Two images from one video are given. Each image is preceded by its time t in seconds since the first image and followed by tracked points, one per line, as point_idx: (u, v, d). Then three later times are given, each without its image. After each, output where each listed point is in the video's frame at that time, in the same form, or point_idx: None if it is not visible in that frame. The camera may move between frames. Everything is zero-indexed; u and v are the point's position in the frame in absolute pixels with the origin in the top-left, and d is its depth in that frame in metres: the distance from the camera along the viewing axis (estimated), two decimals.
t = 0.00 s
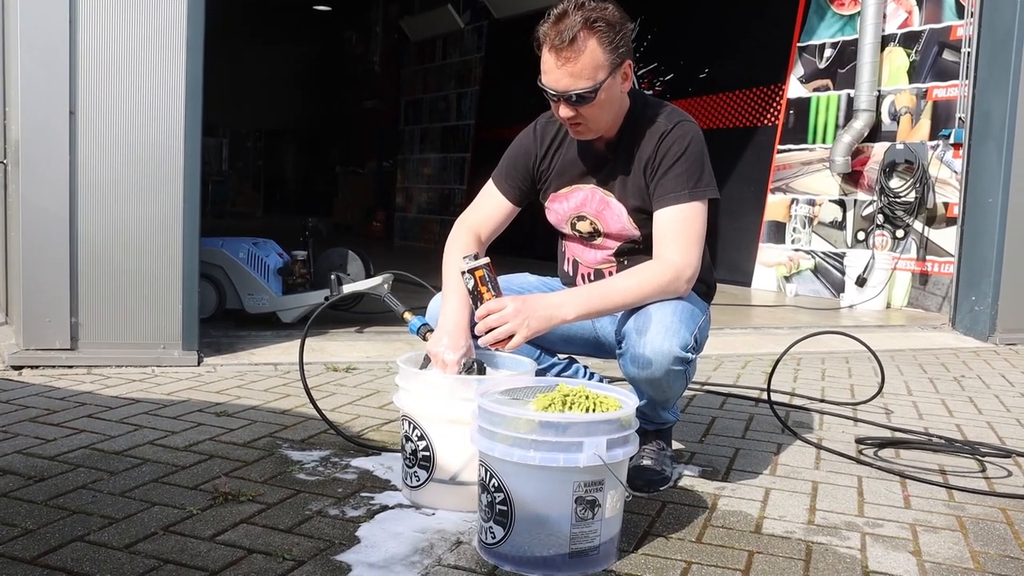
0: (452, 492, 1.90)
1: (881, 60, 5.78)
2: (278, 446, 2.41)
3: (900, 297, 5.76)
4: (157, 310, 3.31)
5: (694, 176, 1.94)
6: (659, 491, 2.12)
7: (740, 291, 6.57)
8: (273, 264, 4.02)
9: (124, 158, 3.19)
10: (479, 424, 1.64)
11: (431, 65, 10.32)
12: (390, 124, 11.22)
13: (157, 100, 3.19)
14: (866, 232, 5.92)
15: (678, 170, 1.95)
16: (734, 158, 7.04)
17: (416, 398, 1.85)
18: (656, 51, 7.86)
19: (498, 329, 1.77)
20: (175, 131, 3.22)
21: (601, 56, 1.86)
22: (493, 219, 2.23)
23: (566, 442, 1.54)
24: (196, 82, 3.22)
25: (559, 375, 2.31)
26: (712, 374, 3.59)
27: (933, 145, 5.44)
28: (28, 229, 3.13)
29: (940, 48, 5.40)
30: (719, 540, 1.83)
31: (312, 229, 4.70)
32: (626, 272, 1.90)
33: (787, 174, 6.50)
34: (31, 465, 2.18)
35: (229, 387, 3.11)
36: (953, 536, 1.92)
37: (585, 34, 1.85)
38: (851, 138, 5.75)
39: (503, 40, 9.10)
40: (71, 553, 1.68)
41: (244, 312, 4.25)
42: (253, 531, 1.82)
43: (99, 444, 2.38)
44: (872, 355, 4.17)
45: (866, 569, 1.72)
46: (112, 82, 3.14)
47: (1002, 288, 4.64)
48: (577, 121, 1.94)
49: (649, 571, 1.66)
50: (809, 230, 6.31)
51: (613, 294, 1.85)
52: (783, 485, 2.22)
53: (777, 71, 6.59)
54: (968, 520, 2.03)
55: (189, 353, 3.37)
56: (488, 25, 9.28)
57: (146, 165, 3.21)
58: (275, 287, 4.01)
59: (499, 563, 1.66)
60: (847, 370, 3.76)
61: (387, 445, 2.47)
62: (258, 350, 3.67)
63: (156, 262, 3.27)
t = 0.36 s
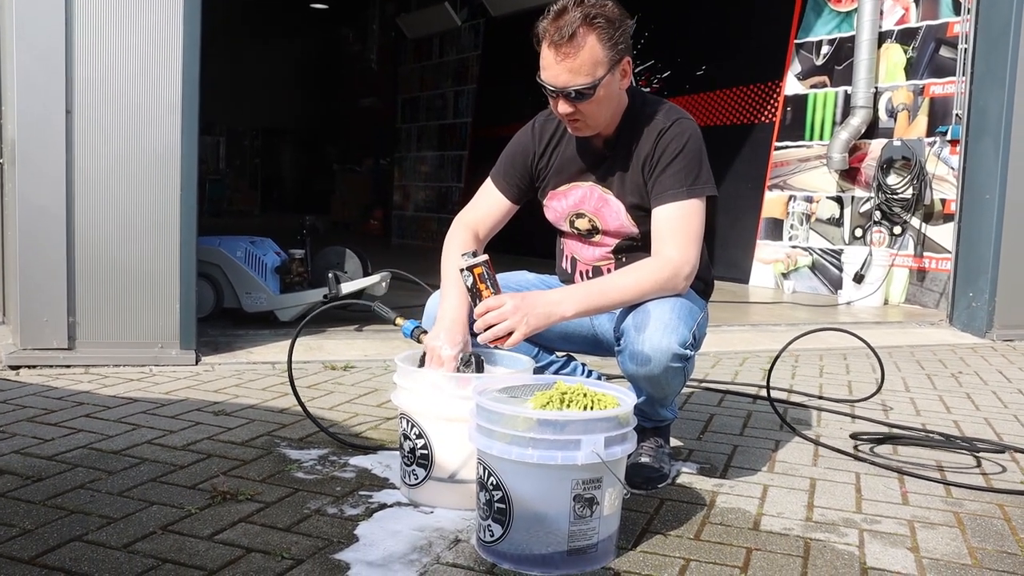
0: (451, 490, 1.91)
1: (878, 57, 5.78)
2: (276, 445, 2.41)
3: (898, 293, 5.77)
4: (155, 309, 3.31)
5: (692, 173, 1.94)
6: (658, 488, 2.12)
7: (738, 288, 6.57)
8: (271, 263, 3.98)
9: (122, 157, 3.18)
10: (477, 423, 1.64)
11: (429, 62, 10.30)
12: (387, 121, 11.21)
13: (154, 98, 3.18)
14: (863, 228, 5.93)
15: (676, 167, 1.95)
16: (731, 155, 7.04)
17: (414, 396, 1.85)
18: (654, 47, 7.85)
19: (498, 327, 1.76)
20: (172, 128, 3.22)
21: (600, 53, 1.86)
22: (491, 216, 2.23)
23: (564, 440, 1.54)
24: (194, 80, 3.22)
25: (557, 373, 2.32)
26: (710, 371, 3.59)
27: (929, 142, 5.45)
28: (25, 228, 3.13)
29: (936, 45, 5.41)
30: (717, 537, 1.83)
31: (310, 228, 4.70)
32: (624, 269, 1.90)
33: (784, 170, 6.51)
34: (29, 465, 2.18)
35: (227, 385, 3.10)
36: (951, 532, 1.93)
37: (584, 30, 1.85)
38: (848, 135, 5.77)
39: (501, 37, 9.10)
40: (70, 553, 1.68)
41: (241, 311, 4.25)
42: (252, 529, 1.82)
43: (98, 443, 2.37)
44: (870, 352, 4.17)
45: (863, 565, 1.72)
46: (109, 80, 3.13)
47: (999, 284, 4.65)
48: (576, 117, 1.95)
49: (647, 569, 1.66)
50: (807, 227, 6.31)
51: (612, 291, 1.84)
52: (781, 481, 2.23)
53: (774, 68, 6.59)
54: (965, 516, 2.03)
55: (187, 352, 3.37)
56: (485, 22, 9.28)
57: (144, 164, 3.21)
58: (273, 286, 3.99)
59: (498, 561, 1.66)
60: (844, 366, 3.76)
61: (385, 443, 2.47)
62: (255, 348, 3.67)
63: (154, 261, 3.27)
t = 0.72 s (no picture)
0: (451, 491, 1.91)
1: (876, 56, 5.77)
2: (276, 446, 2.41)
3: (897, 291, 5.77)
4: (154, 311, 3.31)
5: (695, 173, 1.94)
6: (657, 488, 2.12)
7: (738, 287, 6.58)
8: (271, 263, 3.97)
9: (121, 159, 3.18)
10: (476, 423, 1.64)
11: (428, 63, 10.30)
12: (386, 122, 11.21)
13: (153, 100, 3.18)
14: (863, 227, 5.93)
15: (678, 167, 1.95)
16: (730, 155, 7.04)
17: (414, 396, 1.85)
18: (652, 47, 7.85)
19: (499, 322, 1.74)
20: (171, 130, 3.22)
21: (610, 44, 1.87)
22: (493, 207, 2.27)
23: (563, 441, 1.54)
24: (192, 82, 3.22)
25: (557, 373, 2.32)
26: (709, 370, 3.59)
27: (928, 140, 5.45)
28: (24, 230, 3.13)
29: (935, 43, 5.41)
30: (716, 537, 1.83)
31: (309, 229, 4.69)
32: (625, 268, 1.90)
33: (783, 169, 6.51)
34: (28, 467, 2.18)
35: (226, 387, 3.11)
36: (951, 530, 1.93)
37: (593, 22, 1.86)
38: (847, 133, 5.77)
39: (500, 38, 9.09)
40: (69, 555, 1.68)
41: (241, 312, 4.25)
42: (252, 531, 1.82)
43: (98, 445, 2.38)
44: (870, 350, 4.17)
45: (863, 564, 1.72)
46: (108, 82, 3.13)
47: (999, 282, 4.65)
48: (584, 112, 1.93)
49: (647, 569, 1.66)
50: (806, 226, 6.31)
51: (614, 288, 1.84)
52: (781, 481, 2.23)
53: (773, 68, 6.59)
54: (965, 514, 2.03)
55: (187, 354, 3.37)
56: (484, 22, 9.28)
57: (143, 166, 3.21)
58: (273, 287, 3.99)
59: (498, 561, 1.66)
60: (844, 365, 3.76)
61: (384, 444, 2.47)
62: (255, 350, 3.67)
63: (153, 263, 3.27)
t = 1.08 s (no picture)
0: (453, 493, 1.91)
1: (873, 51, 5.77)
2: (277, 450, 2.41)
3: (897, 288, 5.77)
4: (154, 316, 3.31)
5: (692, 172, 1.95)
6: (658, 488, 2.12)
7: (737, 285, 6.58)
8: (270, 267, 3.95)
9: (118, 165, 3.19)
10: (476, 425, 1.64)
11: (424, 65, 10.31)
12: (384, 124, 11.22)
13: (151, 106, 3.19)
14: (862, 223, 5.92)
15: (675, 166, 1.95)
16: (728, 152, 7.04)
17: (413, 398, 1.85)
18: (649, 46, 7.85)
19: (499, 323, 1.75)
20: (168, 136, 3.22)
21: (616, 21, 1.92)
22: (495, 212, 2.29)
23: (563, 442, 1.54)
24: (189, 87, 3.22)
25: (557, 374, 2.32)
26: (709, 369, 3.59)
27: (926, 135, 5.44)
28: (22, 237, 3.13)
29: (931, 38, 5.40)
30: (718, 536, 1.83)
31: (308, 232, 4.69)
32: (624, 268, 1.90)
33: (782, 166, 6.50)
34: (30, 474, 2.18)
35: (227, 392, 3.11)
36: (953, 527, 1.93)
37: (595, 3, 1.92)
38: (845, 129, 5.77)
39: (496, 39, 9.10)
40: (72, 562, 1.68)
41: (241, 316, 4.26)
42: (254, 536, 1.82)
43: (99, 452, 2.38)
44: (870, 347, 4.17)
45: (865, 561, 1.72)
46: (105, 88, 3.13)
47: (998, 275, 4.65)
48: (604, 90, 1.93)
49: (649, 569, 1.66)
50: (805, 223, 6.31)
51: (613, 288, 1.84)
52: (782, 478, 2.23)
53: (770, 65, 6.59)
54: (967, 510, 2.03)
55: (187, 359, 3.38)
56: (480, 24, 9.30)
57: (140, 171, 3.21)
58: (273, 291, 3.97)
59: (499, 563, 1.66)
60: (844, 362, 3.76)
61: (385, 447, 2.47)
62: (256, 354, 3.67)
63: (152, 269, 3.27)
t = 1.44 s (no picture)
0: (455, 496, 1.91)
1: (875, 52, 5.77)
2: (280, 453, 2.41)
3: (899, 289, 5.76)
4: (156, 319, 3.31)
5: (691, 173, 1.94)
6: (662, 490, 2.12)
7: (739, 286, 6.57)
8: (271, 270, 3.96)
9: (121, 167, 3.19)
10: (478, 428, 1.64)
11: (426, 67, 10.32)
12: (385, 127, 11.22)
13: (153, 108, 3.19)
14: (864, 224, 5.92)
15: (674, 167, 1.95)
16: (729, 154, 7.03)
17: (415, 401, 1.85)
18: (650, 48, 7.85)
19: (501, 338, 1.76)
20: (170, 138, 3.22)
21: (602, 49, 1.87)
22: (498, 214, 2.27)
23: (565, 444, 1.54)
24: (190, 90, 3.23)
25: (560, 376, 2.32)
26: (712, 371, 3.58)
27: (928, 136, 5.44)
28: (25, 240, 3.13)
29: (933, 39, 5.40)
30: (721, 538, 1.83)
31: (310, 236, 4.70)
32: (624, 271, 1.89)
33: (783, 168, 6.50)
34: (33, 477, 2.18)
35: (229, 395, 3.11)
36: (956, 528, 1.92)
37: (586, 26, 1.86)
38: (846, 131, 5.76)
39: (497, 41, 9.10)
40: (74, 565, 1.68)
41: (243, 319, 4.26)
42: (256, 539, 1.82)
43: (101, 455, 2.38)
44: (873, 348, 4.16)
45: (869, 563, 1.72)
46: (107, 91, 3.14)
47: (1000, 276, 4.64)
48: (578, 115, 1.95)
49: (652, 571, 1.66)
50: (807, 224, 6.31)
51: (616, 293, 1.84)
52: (785, 480, 2.22)
53: (771, 66, 6.59)
54: (970, 512, 2.02)
55: (189, 362, 3.38)
56: (481, 26, 9.30)
57: (142, 174, 3.21)
58: (273, 294, 3.98)
59: (502, 566, 1.65)
60: (847, 363, 3.76)
61: (387, 449, 2.47)
62: (258, 357, 3.67)
63: (153, 272, 3.27)
